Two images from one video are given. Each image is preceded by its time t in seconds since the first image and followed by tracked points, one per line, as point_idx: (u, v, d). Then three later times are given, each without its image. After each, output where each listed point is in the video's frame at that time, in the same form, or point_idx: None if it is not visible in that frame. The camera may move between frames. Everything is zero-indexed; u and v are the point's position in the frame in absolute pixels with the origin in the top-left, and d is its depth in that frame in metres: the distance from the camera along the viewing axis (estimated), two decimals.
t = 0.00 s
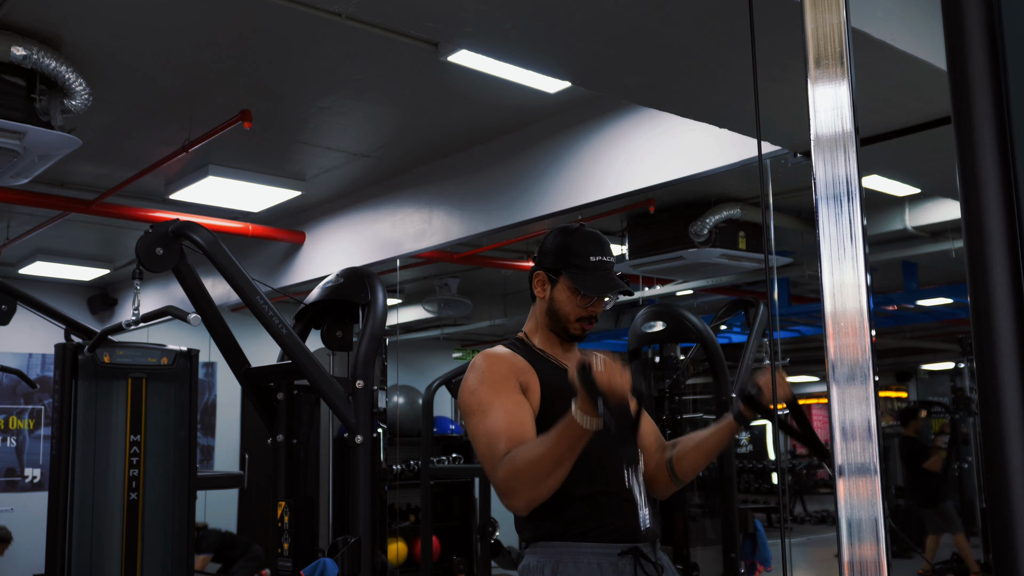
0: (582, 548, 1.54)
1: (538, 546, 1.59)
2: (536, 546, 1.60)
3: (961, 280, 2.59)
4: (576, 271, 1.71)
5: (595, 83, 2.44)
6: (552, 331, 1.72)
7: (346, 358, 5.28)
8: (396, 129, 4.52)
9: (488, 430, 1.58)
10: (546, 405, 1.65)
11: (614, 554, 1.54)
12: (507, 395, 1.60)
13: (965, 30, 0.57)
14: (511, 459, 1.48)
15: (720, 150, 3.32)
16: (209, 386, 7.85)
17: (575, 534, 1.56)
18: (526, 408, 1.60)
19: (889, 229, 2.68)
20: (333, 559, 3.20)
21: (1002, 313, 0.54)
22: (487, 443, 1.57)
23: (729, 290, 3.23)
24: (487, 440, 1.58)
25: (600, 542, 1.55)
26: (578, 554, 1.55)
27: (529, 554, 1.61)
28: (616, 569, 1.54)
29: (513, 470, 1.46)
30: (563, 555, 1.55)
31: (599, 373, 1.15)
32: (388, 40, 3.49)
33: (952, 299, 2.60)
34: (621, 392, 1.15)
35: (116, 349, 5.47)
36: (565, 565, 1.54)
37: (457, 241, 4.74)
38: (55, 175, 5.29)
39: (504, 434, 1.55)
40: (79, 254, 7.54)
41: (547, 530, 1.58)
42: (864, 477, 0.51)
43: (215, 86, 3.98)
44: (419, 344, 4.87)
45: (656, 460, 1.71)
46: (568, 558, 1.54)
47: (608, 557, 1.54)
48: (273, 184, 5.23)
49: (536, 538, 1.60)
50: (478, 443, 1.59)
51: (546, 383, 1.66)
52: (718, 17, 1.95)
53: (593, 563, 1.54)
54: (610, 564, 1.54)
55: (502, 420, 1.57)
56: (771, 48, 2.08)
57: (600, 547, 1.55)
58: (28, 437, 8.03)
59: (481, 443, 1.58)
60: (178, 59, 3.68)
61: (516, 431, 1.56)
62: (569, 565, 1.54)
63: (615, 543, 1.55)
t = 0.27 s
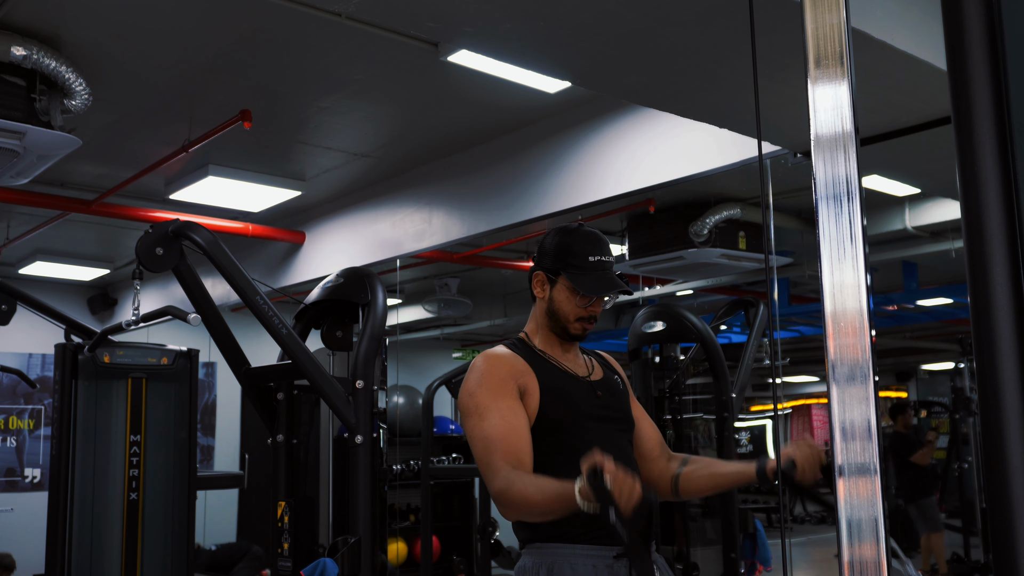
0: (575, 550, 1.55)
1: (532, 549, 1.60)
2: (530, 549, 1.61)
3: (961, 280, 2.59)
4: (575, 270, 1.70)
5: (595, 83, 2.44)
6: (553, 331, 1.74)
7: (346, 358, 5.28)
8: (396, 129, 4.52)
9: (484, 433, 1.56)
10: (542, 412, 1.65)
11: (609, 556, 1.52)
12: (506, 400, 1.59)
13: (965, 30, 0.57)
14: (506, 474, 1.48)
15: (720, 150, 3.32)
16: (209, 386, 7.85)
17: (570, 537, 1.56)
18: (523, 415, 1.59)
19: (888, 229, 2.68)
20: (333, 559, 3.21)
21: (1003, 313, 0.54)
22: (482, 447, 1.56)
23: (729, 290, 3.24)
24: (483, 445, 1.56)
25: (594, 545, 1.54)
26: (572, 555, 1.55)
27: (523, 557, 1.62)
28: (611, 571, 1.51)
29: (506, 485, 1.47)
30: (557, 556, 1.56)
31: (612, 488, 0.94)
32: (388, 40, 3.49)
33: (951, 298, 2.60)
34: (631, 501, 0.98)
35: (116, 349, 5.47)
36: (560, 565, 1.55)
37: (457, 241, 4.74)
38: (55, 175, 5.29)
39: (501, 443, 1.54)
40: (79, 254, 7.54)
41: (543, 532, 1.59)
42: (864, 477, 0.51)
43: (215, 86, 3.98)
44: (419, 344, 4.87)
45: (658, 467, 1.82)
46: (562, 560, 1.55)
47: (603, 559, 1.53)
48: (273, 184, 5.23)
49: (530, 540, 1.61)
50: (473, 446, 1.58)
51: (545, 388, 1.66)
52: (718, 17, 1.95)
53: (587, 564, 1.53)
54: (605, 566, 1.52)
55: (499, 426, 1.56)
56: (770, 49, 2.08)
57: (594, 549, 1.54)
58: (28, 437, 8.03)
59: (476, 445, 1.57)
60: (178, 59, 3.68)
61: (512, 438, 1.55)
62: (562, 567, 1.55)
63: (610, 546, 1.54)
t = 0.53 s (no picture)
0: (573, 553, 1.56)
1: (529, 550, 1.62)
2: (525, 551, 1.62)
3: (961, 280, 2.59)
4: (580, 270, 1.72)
5: (595, 83, 2.44)
6: (558, 332, 1.73)
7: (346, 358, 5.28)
8: (396, 129, 4.52)
9: (487, 433, 1.60)
10: (545, 412, 1.65)
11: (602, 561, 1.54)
12: (510, 401, 1.61)
13: (965, 30, 0.57)
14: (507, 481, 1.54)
15: (721, 150, 3.32)
16: (209, 386, 7.85)
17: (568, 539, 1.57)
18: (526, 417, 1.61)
19: (889, 229, 2.67)
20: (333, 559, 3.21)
21: (1002, 313, 0.54)
22: (485, 445, 1.60)
23: (729, 290, 3.22)
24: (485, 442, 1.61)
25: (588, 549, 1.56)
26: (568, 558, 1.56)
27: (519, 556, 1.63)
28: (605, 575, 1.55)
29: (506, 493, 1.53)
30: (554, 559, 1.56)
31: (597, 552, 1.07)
32: (387, 40, 3.49)
33: (951, 298, 2.59)
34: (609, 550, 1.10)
35: (116, 349, 5.47)
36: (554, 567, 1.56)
37: (457, 241, 4.74)
38: (55, 175, 5.29)
39: (501, 445, 1.57)
40: (79, 253, 7.54)
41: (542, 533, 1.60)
42: (864, 477, 0.51)
43: (215, 86, 3.98)
44: (419, 344, 4.87)
45: (671, 468, 1.82)
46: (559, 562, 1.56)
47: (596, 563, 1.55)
48: (273, 184, 5.23)
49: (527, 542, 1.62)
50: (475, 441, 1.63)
51: (549, 390, 1.65)
52: (718, 17, 1.95)
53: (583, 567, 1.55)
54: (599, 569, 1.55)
55: (501, 427, 1.59)
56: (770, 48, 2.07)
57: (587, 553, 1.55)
58: (28, 437, 8.03)
59: (479, 441, 1.62)
60: (178, 59, 3.68)
61: (515, 440, 1.58)
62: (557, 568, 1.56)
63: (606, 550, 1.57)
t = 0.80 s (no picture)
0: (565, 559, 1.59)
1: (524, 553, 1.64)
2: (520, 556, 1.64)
3: (961, 280, 2.59)
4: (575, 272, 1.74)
5: (595, 83, 2.43)
6: (556, 334, 1.75)
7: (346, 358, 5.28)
8: (396, 129, 4.52)
9: (485, 437, 1.59)
10: (544, 419, 1.65)
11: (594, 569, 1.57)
12: (508, 405, 1.61)
13: (965, 31, 0.57)
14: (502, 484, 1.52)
15: (721, 150, 3.32)
16: (209, 386, 7.86)
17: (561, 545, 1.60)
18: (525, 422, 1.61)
19: (889, 229, 2.68)
20: (333, 559, 3.20)
21: (1002, 312, 0.54)
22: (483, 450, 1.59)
23: (729, 290, 3.23)
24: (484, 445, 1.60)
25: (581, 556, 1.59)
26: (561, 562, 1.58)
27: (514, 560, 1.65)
28: None
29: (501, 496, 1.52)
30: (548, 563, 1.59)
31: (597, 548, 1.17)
32: (387, 40, 3.49)
33: (951, 298, 2.59)
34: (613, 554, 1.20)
35: (116, 349, 5.47)
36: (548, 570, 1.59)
37: (457, 241, 4.74)
38: (55, 175, 5.29)
39: (499, 448, 1.56)
40: (79, 253, 7.54)
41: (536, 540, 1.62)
42: (864, 477, 0.51)
43: (215, 86, 3.98)
44: (419, 344, 4.87)
45: (675, 472, 1.80)
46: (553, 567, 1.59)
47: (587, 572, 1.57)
48: (273, 184, 5.23)
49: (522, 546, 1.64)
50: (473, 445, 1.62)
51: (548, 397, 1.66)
52: (717, 17, 1.95)
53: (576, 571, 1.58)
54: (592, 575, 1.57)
55: (499, 431, 1.58)
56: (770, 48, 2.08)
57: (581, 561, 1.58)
58: (28, 437, 8.03)
59: (476, 445, 1.61)
60: (178, 59, 3.68)
61: (512, 444, 1.57)
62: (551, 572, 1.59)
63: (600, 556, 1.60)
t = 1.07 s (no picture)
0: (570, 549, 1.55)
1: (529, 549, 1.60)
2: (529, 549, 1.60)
3: (961, 280, 2.59)
4: (559, 270, 1.71)
5: (595, 83, 2.43)
6: (546, 331, 1.72)
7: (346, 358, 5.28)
8: (396, 129, 4.52)
9: (479, 424, 1.56)
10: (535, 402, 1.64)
11: (605, 554, 1.54)
12: (498, 391, 1.60)
13: (966, 30, 0.57)
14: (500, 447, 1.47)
15: (721, 150, 3.33)
16: (209, 386, 7.86)
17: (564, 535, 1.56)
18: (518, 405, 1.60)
19: (889, 229, 2.68)
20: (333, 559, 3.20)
21: (1003, 312, 0.54)
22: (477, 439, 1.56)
23: (729, 290, 3.23)
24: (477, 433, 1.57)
25: (590, 542, 1.55)
26: (568, 553, 1.55)
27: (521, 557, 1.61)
28: (606, 569, 1.54)
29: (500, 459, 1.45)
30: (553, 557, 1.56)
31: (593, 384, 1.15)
32: (387, 40, 3.49)
33: (951, 298, 2.59)
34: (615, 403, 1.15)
35: (116, 349, 5.47)
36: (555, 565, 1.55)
37: (457, 241, 4.74)
38: (55, 175, 5.29)
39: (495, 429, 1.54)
40: (79, 254, 7.54)
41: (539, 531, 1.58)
42: (864, 477, 0.51)
43: (215, 86, 3.98)
44: (419, 344, 4.87)
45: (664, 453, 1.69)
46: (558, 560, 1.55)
47: (599, 557, 1.54)
48: (273, 184, 5.23)
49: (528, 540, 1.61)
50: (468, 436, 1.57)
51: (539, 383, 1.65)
52: (717, 17, 1.95)
53: (583, 563, 1.54)
54: (601, 564, 1.54)
55: (493, 413, 1.56)
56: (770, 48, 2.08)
57: (590, 547, 1.55)
58: (28, 437, 8.04)
59: (471, 437, 1.57)
60: (178, 59, 3.68)
61: (507, 423, 1.55)
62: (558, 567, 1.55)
63: (605, 542, 1.56)
